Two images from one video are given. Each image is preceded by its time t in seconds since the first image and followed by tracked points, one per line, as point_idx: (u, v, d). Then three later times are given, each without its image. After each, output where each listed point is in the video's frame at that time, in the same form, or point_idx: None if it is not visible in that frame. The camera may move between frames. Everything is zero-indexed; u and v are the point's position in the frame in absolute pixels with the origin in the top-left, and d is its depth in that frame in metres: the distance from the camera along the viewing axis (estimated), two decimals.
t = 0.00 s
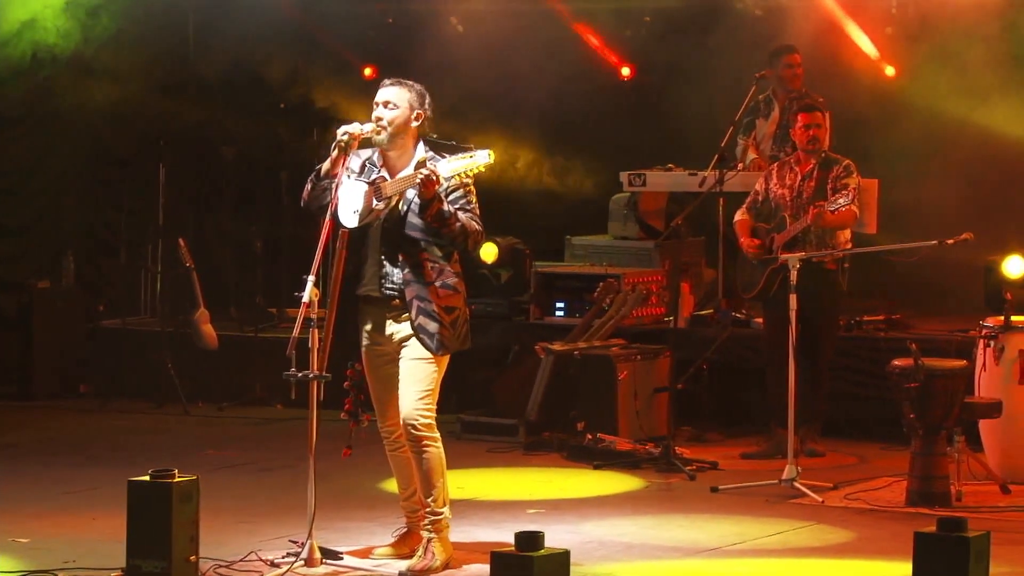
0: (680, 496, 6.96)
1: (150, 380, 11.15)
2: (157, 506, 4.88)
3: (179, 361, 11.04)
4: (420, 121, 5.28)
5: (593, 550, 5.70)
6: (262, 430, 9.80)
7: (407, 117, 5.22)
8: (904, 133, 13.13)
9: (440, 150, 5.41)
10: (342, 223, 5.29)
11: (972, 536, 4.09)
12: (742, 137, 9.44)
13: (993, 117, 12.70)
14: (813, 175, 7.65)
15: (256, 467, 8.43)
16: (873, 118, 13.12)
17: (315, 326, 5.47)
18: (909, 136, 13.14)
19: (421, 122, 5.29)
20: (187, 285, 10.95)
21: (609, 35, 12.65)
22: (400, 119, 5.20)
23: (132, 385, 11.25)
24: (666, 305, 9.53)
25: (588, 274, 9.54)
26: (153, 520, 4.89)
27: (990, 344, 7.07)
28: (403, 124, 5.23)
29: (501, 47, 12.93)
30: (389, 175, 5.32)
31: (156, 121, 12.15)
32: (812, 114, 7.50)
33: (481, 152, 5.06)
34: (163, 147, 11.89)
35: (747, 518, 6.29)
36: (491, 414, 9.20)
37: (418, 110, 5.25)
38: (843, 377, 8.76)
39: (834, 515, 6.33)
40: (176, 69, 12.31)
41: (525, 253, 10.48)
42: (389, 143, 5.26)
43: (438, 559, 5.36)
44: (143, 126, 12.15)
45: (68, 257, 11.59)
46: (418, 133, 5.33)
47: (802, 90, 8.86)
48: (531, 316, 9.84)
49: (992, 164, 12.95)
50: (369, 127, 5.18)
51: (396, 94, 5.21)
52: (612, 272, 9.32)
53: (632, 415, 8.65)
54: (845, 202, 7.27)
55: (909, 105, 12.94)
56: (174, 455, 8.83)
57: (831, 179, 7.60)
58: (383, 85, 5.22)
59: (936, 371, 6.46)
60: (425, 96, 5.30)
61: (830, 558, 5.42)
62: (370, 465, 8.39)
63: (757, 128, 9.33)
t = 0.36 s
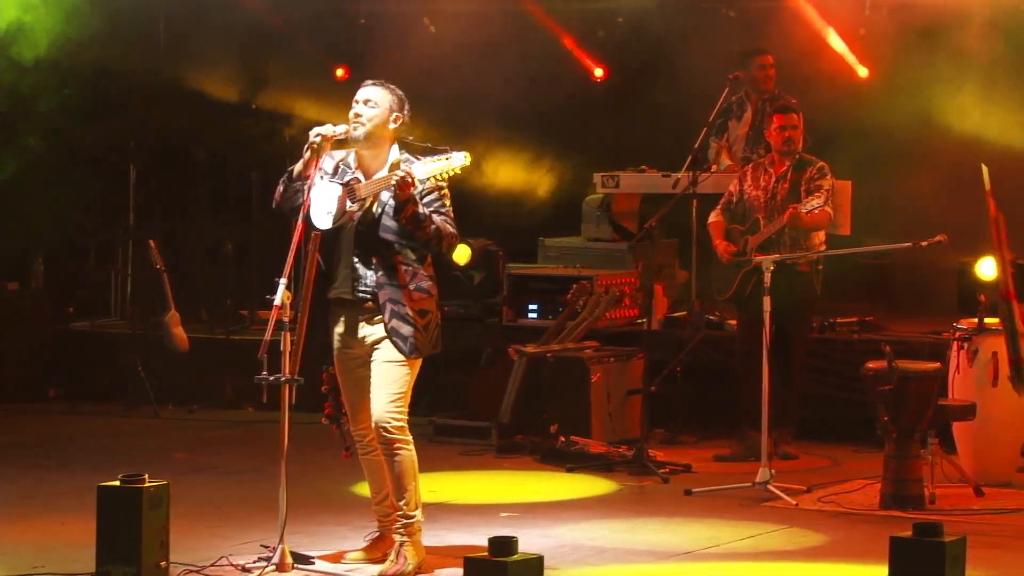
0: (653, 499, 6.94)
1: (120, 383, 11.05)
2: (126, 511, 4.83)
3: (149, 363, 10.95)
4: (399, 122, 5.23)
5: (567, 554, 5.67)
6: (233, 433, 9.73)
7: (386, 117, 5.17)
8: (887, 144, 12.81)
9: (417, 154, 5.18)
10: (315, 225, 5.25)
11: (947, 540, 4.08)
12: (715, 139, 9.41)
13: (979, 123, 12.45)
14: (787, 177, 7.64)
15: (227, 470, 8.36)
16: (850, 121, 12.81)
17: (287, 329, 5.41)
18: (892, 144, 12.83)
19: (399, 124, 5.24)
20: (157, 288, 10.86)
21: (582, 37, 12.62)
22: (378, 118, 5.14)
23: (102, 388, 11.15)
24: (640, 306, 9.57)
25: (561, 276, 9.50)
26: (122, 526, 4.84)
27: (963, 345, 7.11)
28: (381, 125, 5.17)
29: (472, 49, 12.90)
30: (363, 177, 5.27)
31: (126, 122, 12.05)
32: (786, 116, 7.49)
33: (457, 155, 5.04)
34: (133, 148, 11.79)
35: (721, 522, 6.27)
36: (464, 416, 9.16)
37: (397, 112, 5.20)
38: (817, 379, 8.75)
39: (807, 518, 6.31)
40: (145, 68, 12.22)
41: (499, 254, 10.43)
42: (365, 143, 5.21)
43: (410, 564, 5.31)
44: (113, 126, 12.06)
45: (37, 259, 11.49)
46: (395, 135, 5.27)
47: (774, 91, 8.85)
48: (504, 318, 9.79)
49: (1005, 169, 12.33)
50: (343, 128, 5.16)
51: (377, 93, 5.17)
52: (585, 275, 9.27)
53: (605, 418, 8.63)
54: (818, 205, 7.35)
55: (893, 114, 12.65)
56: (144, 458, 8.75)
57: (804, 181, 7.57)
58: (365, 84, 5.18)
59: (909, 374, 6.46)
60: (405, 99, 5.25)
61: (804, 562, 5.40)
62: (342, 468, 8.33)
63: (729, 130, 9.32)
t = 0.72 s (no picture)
0: (641, 497, 6.92)
1: (105, 380, 10.99)
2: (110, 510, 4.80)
3: (134, 360, 10.89)
4: (378, 119, 5.18)
5: (555, 552, 5.64)
6: (220, 430, 9.68)
7: (365, 115, 5.12)
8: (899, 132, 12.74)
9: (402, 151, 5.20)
10: (300, 223, 5.21)
11: (938, 540, 4.06)
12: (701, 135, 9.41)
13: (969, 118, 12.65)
14: (776, 173, 7.63)
15: (214, 467, 8.31)
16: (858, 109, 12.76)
17: (274, 327, 5.38)
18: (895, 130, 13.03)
19: (378, 120, 5.18)
20: (142, 284, 10.81)
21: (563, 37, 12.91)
22: (355, 118, 5.10)
23: (86, 385, 11.09)
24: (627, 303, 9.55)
25: (548, 272, 9.47)
26: (107, 525, 4.81)
27: (952, 342, 7.08)
28: (361, 122, 5.13)
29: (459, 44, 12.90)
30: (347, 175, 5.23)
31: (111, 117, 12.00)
32: (774, 113, 7.47)
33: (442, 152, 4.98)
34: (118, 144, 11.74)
35: (711, 519, 6.25)
36: (451, 413, 9.13)
37: (375, 108, 5.14)
38: (806, 375, 8.74)
39: (796, 516, 6.29)
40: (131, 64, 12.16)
41: (487, 250, 10.52)
42: (347, 140, 5.18)
43: (398, 561, 5.28)
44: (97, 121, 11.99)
45: (21, 255, 11.43)
46: (377, 132, 5.23)
47: (762, 87, 8.87)
48: (490, 315, 9.76)
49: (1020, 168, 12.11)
50: (328, 125, 5.16)
51: (354, 91, 5.11)
52: (572, 271, 9.25)
53: (593, 414, 8.61)
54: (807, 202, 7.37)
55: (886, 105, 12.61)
56: (129, 455, 8.70)
57: (792, 177, 7.58)
58: (340, 83, 5.11)
59: (898, 371, 6.45)
60: (380, 94, 5.17)
61: (795, 560, 5.39)
62: (329, 466, 8.28)
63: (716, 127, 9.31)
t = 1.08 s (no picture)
0: (605, 479, 6.91)
1: (63, 362, 10.87)
2: (70, 496, 4.66)
3: (93, 342, 10.78)
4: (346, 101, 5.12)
5: (518, 536, 5.61)
6: (181, 413, 9.60)
7: (333, 96, 5.06)
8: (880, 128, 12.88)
9: (362, 131, 5.10)
10: (259, 204, 5.11)
11: (905, 526, 4.01)
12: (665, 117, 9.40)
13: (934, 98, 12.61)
14: (740, 155, 7.63)
15: (175, 451, 8.24)
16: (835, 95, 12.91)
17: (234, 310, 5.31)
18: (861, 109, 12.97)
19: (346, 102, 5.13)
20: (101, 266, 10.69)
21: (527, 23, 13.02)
22: (326, 95, 5.04)
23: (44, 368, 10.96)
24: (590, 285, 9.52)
25: (512, 254, 9.44)
26: (65, 510, 4.67)
27: (916, 325, 7.10)
28: (329, 103, 5.07)
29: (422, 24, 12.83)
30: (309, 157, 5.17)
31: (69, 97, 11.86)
32: (738, 94, 7.50)
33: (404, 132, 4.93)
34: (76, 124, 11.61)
35: (675, 502, 6.24)
36: (414, 396, 9.08)
37: (344, 91, 5.09)
38: (769, 358, 8.75)
39: (760, 499, 6.29)
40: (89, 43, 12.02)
41: (448, 233, 10.38)
42: (310, 121, 5.12)
43: (359, 547, 5.24)
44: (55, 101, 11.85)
45: None
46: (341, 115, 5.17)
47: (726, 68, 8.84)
48: (454, 297, 9.72)
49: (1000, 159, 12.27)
50: (291, 107, 5.09)
51: (326, 70, 5.07)
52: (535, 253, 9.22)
53: (556, 396, 8.59)
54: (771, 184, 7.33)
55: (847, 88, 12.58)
56: (88, 438, 8.61)
57: (757, 159, 7.58)
58: (313, 61, 5.06)
59: (862, 354, 6.45)
60: (352, 79, 5.14)
61: (760, 543, 5.38)
62: (291, 450, 8.22)
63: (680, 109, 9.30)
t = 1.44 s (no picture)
0: (572, 457, 6.88)
1: (25, 339, 10.74)
2: (29, 477, 4.22)
3: (55, 319, 10.66)
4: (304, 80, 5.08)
5: (484, 515, 5.58)
6: (144, 391, 9.51)
7: (291, 76, 5.01)
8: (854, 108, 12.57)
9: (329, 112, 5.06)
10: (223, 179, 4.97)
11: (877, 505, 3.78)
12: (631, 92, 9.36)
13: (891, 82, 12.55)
14: (709, 133, 7.59)
15: (139, 429, 8.15)
16: (816, 72, 12.53)
17: (198, 288, 5.23)
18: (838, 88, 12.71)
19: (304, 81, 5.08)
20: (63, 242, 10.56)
21: None
22: (281, 79, 4.99)
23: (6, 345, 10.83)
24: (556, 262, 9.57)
25: (478, 231, 9.38)
26: (25, 490, 4.23)
27: (883, 302, 7.10)
28: (287, 84, 5.02)
29: None
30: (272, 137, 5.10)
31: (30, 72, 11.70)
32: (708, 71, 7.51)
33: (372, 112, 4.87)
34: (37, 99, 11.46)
35: (642, 480, 6.22)
36: (380, 373, 9.02)
37: (301, 69, 5.04)
38: (736, 335, 8.75)
39: (726, 477, 6.28)
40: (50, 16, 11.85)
41: (415, 210, 10.41)
42: (271, 101, 5.05)
43: (325, 526, 5.19)
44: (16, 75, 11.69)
45: None
46: (302, 94, 5.12)
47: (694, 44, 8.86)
48: (420, 274, 9.66)
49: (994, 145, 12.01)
50: (257, 83, 4.98)
51: (279, 51, 5.01)
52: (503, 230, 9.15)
53: (523, 373, 8.56)
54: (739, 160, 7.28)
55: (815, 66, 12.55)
56: (51, 416, 8.51)
57: (725, 137, 7.54)
58: (263, 42, 5.01)
59: (831, 332, 6.45)
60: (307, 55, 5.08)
61: (727, 521, 5.36)
62: (257, 428, 8.15)
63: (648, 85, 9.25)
